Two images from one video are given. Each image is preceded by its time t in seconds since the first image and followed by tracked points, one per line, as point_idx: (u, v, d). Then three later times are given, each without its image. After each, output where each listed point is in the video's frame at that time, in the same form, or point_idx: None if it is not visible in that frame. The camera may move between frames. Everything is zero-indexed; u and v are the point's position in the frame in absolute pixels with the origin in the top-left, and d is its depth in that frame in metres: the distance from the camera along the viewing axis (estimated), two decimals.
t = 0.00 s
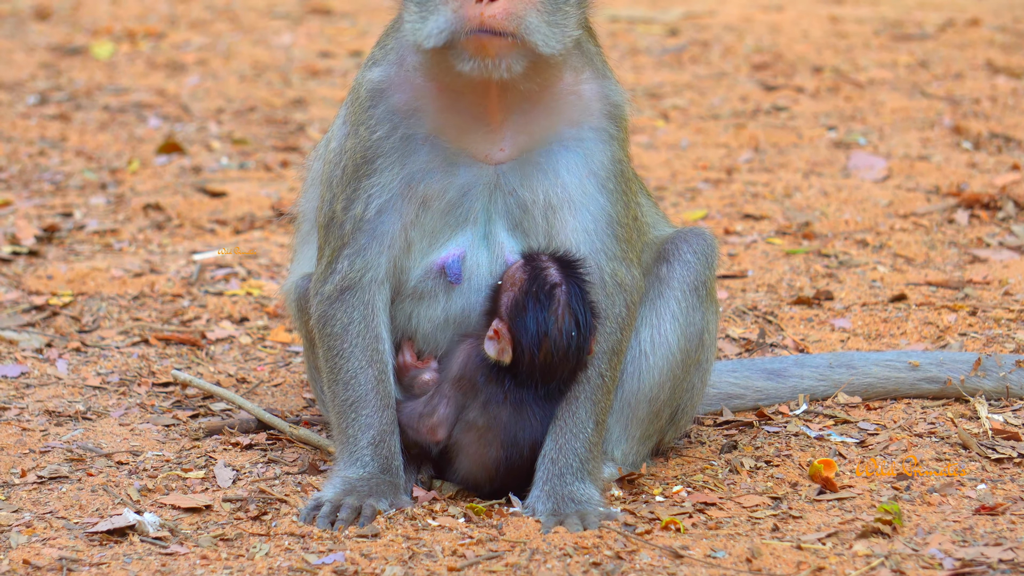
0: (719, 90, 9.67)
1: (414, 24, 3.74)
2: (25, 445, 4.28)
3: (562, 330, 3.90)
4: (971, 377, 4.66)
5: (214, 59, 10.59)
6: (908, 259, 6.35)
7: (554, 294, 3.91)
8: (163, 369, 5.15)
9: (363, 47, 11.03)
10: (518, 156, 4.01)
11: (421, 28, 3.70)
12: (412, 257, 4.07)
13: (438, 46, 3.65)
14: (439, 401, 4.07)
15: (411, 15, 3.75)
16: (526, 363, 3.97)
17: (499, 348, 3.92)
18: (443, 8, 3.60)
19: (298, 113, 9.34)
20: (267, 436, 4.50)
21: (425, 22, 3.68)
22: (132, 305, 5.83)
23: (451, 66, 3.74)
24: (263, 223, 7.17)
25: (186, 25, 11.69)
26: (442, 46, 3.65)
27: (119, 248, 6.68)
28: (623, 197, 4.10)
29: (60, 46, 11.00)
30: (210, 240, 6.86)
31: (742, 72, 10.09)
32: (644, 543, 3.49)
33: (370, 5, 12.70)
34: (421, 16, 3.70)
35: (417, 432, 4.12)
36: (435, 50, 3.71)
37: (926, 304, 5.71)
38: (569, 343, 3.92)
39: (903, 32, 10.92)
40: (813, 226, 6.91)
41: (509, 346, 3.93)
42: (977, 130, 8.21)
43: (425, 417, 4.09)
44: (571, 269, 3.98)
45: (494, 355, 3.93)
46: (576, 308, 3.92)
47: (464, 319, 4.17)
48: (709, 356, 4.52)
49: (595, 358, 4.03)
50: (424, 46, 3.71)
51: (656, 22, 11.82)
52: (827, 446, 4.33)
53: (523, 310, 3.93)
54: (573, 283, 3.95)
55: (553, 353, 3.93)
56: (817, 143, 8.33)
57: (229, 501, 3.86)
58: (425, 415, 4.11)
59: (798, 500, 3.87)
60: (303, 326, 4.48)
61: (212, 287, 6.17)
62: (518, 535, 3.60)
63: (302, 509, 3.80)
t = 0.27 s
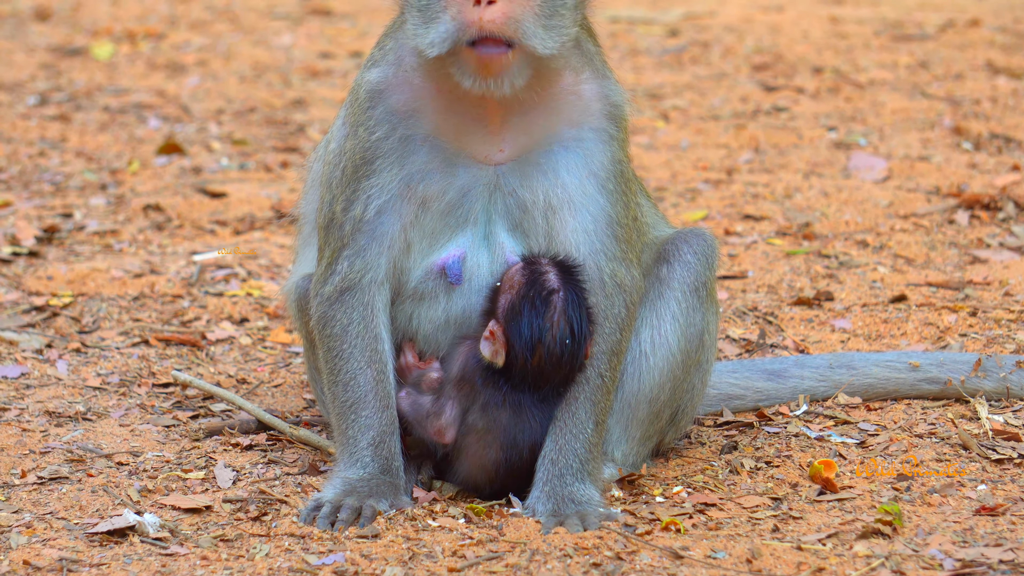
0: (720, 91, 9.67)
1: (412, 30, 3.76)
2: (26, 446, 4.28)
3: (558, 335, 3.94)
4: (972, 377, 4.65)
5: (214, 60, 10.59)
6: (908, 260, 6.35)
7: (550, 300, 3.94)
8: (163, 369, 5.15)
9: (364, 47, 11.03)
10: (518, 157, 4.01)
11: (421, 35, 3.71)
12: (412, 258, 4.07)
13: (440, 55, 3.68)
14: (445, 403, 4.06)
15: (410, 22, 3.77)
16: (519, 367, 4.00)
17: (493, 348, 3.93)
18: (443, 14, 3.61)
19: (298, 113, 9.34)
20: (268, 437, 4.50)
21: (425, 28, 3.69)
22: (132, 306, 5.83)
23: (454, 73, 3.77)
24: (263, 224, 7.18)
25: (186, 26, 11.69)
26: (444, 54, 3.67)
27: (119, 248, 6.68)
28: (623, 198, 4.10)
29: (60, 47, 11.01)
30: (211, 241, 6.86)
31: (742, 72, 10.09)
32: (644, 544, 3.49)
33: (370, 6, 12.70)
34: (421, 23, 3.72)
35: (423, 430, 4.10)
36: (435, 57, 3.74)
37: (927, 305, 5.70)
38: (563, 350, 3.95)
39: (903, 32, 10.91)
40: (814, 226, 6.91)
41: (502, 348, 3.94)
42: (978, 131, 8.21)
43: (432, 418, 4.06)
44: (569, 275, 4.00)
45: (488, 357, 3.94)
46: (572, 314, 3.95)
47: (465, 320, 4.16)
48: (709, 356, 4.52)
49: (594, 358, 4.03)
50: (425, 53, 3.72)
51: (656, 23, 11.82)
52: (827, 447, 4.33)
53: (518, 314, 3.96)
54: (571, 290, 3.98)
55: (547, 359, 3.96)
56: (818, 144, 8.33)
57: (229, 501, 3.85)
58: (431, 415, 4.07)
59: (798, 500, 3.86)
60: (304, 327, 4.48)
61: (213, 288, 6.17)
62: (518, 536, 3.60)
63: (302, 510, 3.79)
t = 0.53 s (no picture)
0: (720, 91, 9.67)
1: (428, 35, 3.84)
2: (26, 447, 4.28)
3: (543, 331, 3.93)
4: (972, 378, 4.65)
5: (214, 60, 10.59)
6: (908, 260, 6.35)
7: (541, 294, 3.90)
8: (163, 370, 5.15)
9: (364, 48, 11.03)
10: (517, 158, 4.02)
11: (440, 38, 3.79)
12: (412, 259, 4.06)
13: (459, 57, 3.74)
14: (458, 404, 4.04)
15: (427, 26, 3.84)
16: (506, 359, 4.01)
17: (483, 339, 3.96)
18: (464, 17, 3.70)
19: (298, 114, 9.34)
20: (268, 438, 4.50)
21: (442, 32, 3.78)
22: (132, 307, 5.83)
23: (469, 75, 3.82)
24: (263, 224, 7.17)
25: (186, 27, 11.69)
26: (464, 55, 3.72)
27: (119, 249, 6.68)
28: (622, 199, 4.09)
29: (60, 47, 11.01)
30: (211, 242, 6.86)
31: (742, 73, 10.08)
32: (645, 544, 3.49)
33: (370, 6, 12.70)
34: (437, 27, 3.80)
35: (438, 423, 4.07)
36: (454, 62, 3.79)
37: (927, 305, 5.70)
38: (549, 345, 3.96)
39: (904, 33, 10.91)
40: (814, 227, 6.91)
41: (490, 339, 3.97)
42: (978, 131, 8.21)
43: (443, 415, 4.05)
44: (566, 274, 3.98)
45: (476, 346, 3.98)
46: (562, 312, 3.92)
47: (464, 320, 4.16)
48: (709, 357, 4.53)
49: (593, 359, 4.03)
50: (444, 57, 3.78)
51: (656, 23, 11.83)
52: (827, 447, 4.33)
53: (506, 306, 3.96)
54: (565, 288, 3.94)
55: (531, 353, 3.97)
56: (818, 144, 8.33)
57: (229, 502, 3.85)
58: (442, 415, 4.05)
59: (798, 501, 3.86)
60: (303, 328, 4.47)
61: (213, 288, 6.17)
62: (518, 537, 3.60)
63: (302, 511, 3.79)
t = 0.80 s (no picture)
0: (720, 91, 9.67)
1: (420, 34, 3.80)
2: (26, 447, 4.28)
3: (549, 329, 3.94)
4: (972, 378, 4.65)
5: (214, 60, 10.59)
6: (908, 261, 6.35)
7: (544, 293, 3.92)
8: (164, 370, 5.15)
9: (363, 48, 11.03)
10: (519, 159, 4.01)
11: (428, 36, 3.76)
12: (413, 259, 4.07)
13: (446, 55, 3.71)
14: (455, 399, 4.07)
15: (418, 23, 3.81)
16: (511, 358, 4.00)
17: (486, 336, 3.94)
18: (452, 16, 3.66)
19: (298, 114, 9.34)
20: (268, 438, 4.50)
21: (431, 29, 3.75)
22: (132, 307, 5.83)
23: (458, 74, 3.79)
24: (263, 225, 7.17)
25: (186, 27, 11.69)
26: (450, 54, 3.70)
27: (119, 249, 6.68)
28: (624, 199, 4.09)
29: (60, 48, 11.01)
30: (211, 242, 6.86)
31: (742, 73, 10.08)
32: (645, 545, 3.49)
33: (370, 6, 12.70)
34: (428, 25, 3.77)
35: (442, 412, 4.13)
36: (440, 58, 3.77)
37: (927, 306, 5.70)
38: (554, 344, 3.97)
39: (904, 33, 10.91)
40: (814, 227, 6.91)
41: (494, 337, 3.95)
42: (978, 132, 8.21)
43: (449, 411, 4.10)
44: (568, 271, 3.99)
45: (478, 344, 3.95)
46: (565, 311, 3.94)
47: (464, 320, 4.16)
48: (710, 358, 4.53)
49: (594, 359, 4.03)
50: (432, 54, 3.76)
51: (657, 24, 11.83)
52: (828, 448, 4.33)
53: (511, 305, 3.94)
54: (567, 285, 3.96)
55: (538, 351, 3.98)
56: (818, 144, 8.33)
57: (229, 503, 3.85)
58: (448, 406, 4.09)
59: (799, 502, 3.86)
60: (304, 328, 4.47)
61: (213, 289, 6.17)
62: (518, 537, 3.60)
63: (302, 511, 3.79)
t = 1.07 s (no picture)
0: (720, 92, 9.67)
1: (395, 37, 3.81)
2: (25, 448, 4.28)
3: (559, 330, 3.92)
4: (972, 379, 4.64)
5: (214, 61, 10.59)
6: (908, 261, 6.35)
7: (555, 293, 3.90)
8: (164, 371, 5.15)
9: (363, 48, 11.04)
10: (520, 159, 4.01)
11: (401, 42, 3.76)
12: (413, 259, 4.07)
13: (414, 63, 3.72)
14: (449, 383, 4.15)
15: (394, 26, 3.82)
16: (518, 357, 4.01)
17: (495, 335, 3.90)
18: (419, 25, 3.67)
19: (298, 114, 9.34)
20: (268, 439, 4.50)
21: (404, 35, 3.74)
22: (132, 307, 5.83)
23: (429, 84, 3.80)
24: (263, 225, 7.17)
25: (186, 27, 11.69)
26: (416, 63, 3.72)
27: (119, 250, 6.68)
28: (624, 199, 4.09)
29: (60, 48, 11.01)
30: (210, 242, 6.86)
31: (742, 74, 10.08)
32: (645, 545, 3.49)
33: (370, 6, 12.71)
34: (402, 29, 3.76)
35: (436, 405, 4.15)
36: (412, 66, 3.75)
37: (927, 306, 5.69)
38: (563, 344, 3.94)
39: (904, 33, 10.91)
40: (814, 227, 6.91)
41: (501, 335, 3.92)
42: (978, 132, 8.21)
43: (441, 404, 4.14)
44: (571, 270, 3.97)
45: (485, 341, 3.91)
46: (575, 310, 3.92)
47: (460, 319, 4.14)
48: (710, 359, 4.53)
49: (595, 359, 4.02)
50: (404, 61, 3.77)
51: (657, 24, 11.83)
52: (827, 448, 4.33)
53: (522, 306, 3.94)
54: (575, 286, 3.94)
55: (546, 352, 3.95)
56: (818, 145, 8.33)
57: (229, 503, 3.85)
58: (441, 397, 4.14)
59: (799, 502, 3.86)
60: (304, 329, 4.47)
61: (213, 289, 6.16)
62: (518, 537, 3.60)
63: (302, 511, 3.79)
